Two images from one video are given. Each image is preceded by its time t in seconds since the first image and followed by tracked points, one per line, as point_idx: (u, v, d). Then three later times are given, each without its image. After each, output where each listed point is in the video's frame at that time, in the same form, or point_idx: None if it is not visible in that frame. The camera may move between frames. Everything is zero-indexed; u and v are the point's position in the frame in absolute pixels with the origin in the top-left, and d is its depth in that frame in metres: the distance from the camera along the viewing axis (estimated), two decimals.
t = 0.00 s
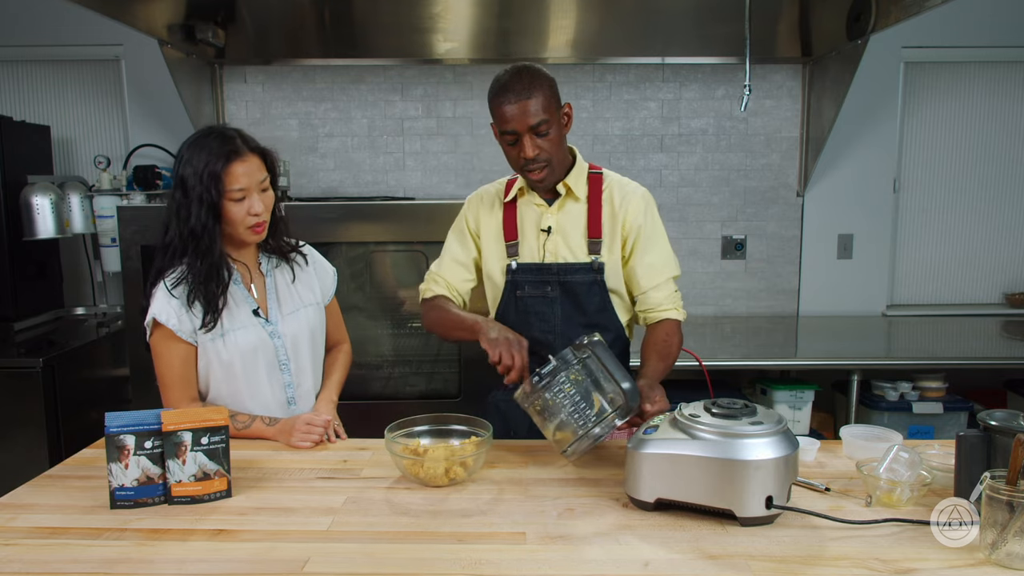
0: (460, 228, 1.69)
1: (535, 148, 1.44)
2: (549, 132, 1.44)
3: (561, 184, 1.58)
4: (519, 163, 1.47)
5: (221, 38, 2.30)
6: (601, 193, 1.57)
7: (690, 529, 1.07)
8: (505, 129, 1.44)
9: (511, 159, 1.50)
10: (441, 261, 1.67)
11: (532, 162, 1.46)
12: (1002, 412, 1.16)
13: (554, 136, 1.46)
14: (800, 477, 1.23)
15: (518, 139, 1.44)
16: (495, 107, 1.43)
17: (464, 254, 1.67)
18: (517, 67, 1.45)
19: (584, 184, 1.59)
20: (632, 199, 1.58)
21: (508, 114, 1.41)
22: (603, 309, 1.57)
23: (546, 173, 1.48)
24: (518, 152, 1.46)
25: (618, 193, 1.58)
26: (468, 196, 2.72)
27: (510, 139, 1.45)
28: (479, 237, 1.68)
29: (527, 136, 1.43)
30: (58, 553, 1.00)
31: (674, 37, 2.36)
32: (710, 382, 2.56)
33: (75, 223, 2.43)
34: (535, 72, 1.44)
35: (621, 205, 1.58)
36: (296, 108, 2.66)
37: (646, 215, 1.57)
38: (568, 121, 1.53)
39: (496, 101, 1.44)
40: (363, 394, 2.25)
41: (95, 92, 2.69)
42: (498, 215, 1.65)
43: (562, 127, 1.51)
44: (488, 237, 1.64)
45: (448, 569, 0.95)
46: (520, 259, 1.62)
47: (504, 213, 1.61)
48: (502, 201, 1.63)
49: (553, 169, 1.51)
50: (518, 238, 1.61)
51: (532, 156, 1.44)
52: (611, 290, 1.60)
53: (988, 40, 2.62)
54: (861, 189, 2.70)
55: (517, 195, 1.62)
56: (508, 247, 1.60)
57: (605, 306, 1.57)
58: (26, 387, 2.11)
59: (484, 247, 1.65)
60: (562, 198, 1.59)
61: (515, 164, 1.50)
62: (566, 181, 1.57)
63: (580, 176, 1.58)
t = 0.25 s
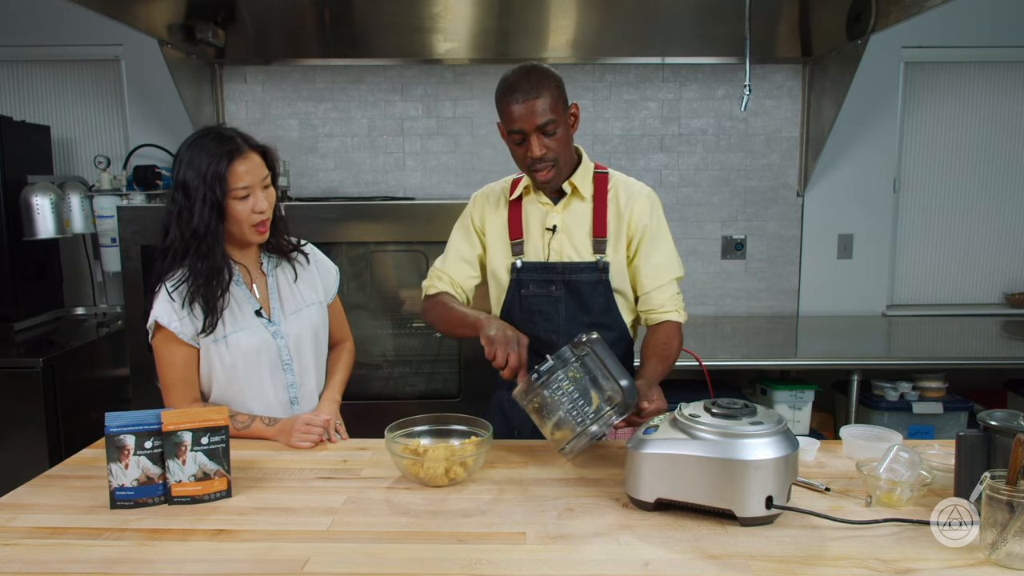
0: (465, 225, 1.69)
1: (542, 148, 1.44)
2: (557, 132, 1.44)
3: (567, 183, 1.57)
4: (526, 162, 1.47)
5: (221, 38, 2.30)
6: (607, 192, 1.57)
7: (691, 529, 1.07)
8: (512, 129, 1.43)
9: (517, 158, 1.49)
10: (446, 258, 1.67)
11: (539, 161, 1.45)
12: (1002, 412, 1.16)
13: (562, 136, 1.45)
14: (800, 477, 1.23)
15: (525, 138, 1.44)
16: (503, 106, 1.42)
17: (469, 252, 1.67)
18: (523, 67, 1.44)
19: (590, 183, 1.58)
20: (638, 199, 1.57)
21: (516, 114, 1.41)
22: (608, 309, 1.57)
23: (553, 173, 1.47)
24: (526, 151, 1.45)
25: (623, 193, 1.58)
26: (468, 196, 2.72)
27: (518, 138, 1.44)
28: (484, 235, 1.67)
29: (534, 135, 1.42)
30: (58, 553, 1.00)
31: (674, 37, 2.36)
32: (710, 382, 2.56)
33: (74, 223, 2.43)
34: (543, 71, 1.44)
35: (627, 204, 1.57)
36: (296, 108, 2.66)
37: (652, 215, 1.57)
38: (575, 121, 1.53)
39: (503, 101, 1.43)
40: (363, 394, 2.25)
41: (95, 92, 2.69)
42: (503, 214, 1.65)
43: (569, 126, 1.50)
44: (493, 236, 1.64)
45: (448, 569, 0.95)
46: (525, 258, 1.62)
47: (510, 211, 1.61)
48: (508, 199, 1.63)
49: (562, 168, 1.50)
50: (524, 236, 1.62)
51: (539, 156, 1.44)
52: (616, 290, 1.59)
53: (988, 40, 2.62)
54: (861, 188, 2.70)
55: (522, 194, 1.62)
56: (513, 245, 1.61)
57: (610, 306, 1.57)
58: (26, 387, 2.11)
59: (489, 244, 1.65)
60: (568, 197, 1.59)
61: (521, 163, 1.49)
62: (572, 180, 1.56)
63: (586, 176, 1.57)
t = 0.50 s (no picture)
0: (471, 218, 1.69)
1: (550, 146, 1.43)
2: (565, 131, 1.43)
3: (574, 182, 1.58)
4: (533, 160, 1.46)
5: (221, 38, 2.30)
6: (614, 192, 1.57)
7: (690, 529, 1.07)
8: (520, 127, 1.43)
9: (524, 157, 1.49)
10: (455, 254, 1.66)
11: (546, 160, 1.45)
12: (1002, 412, 1.16)
13: (569, 135, 1.45)
14: (800, 477, 1.23)
15: (533, 136, 1.43)
16: (512, 104, 1.42)
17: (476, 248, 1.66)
18: (532, 67, 1.44)
19: (597, 183, 1.59)
20: (644, 201, 1.57)
21: (524, 112, 1.41)
22: (610, 309, 1.57)
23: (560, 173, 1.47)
24: (533, 150, 1.45)
25: (629, 193, 1.58)
26: (468, 196, 2.72)
27: (526, 136, 1.44)
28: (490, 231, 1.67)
29: (542, 134, 1.42)
30: (58, 553, 1.00)
31: (674, 37, 2.36)
32: (710, 382, 2.56)
33: (74, 223, 2.43)
34: (552, 70, 1.44)
35: (632, 205, 1.57)
36: (296, 108, 2.66)
37: (657, 217, 1.56)
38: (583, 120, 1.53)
39: (512, 100, 1.43)
40: (363, 394, 2.25)
41: (95, 92, 2.69)
42: (510, 211, 1.65)
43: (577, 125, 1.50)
44: (498, 230, 1.65)
45: (449, 569, 0.95)
46: (529, 254, 1.62)
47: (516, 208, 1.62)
48: (514, 195, 1.64)
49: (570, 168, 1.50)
50: (529, 232, 1.62)
51: (547, 154, 1.43)
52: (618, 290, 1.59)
53: (988, 40, 2.62)
54: (861, 188, 2.70)
55: (529, 190, 1.62)
56: (517, 241, 1.61)
57: (612, 305, 1.57)
58: (26, 387, 2.11)
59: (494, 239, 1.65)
60: (575, 195, 1.59)
61: (529, 162, 1.49)
62: (579, 179, 1.57)
63: (593, 176, 1.58)
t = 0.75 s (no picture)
0: (476, 219, 1.70)
1: (557, 152, 1.42)
2: (571, 136, 1.43)
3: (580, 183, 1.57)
4: (540, 165, 1.46)
5: (221, 38, 2.30)
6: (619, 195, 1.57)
7: (690, 529, 1.07)
8: (526, 132, 1.42)
9: (532, 161, 1.48)
10: (456, 251, 1.70)
11: (553, 165, 1.44)
12: (1002, 412, 1.16)
13: (576, 139, 1.44)
14: (800, 477, 1.23)
15: (539, 142, 1.43)
16: (517, 110, 1.41)
17: (477, 245, 1.70)
18: (537, 70, 1.42)
19: (603, 185, 1.58)
20: (649, 206, 1.56)
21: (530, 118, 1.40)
22: (611, 310, 1.56)
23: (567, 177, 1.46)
24: (540, 155, 1.44)
25: (635, 197, 1.57)
26: (468, 196, 2.72)
27: (532, 142, 1.43)
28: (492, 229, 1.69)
29: (548, 139, 1.41)
30: (58, 553, 1.00)
31: (674, 37, 2.36)
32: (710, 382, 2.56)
33: (74, 223, 2.43)
34: (558, 73, 1.42)
35: (638, 209, 1.57)
36: (296, 108, 2.66)
37: (661, 221, 1.56)
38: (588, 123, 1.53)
39: (518, 106, 1.42)
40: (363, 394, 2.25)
41: (95, 92, 2.69)
42: (515, 210, 1.65)
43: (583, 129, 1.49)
44: (503, 229, 1.64)
45: (449, 569, 0.95)
46: (533, 253, 1.62)
47: (522, 207, 1.61)
48: (520, 194, 1.63)
49: (576, 169, 1.49)
50: (533, 232, 1.62)
51: (554, 160, 1.43)
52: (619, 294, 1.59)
53: (988, 40, 2.62)
54: (861, 188, 2.70)
55: (535, 189, 1.62)
56: (521, 239, 1.61)
57: (612, 306, 1.56)
58: (26, 387, 2.11)
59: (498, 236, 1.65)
60: (580, 197, 1.59)
61: (535, 165, 1.48)
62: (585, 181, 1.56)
63: (599, 177, 1.57)
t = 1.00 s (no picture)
0: (477, 225, 1.69)
1: (556, 154, 1.42)
2: (570, 137, 1.42)
3: (579, 185, 1.57)
4: (540, 168, 1.45)
5: (221, 38, 2.30)
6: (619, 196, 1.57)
7: (690, 529, 1.07)
8: (525, 135, 1.42)
9: (531, 164, 1.48)
10: (462, 261, 1.69)
11: (553, 167, 1.43)
12: (1002, 412, 1.16)
13: (574, 141, 1.44)
14: (800, 477, 1.23)
15: (538, 145, 1.43)
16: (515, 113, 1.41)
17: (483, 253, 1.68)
18: (535, 71, 1.43)
19: (602, 186, 1.58)
20: (651, 205, 1.57)
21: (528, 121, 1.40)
22: (612, 311, 1.57)
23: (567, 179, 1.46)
24: (539, 157, 1.44)
25: (636, 197, 1.58)
26: (468, 196, 2.72)
27: (531, 145, 1.43)
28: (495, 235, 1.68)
29: (547, 142, 1.41)
30: (58, 553, 1.00)
31: (674, 37, 2.36)
32: (710, 382, 2.56)
33: (74, 223, 2.43)
34: (555, 74, 1.42)
35: (639, 209, 1.57)
36: (296, 108, 2.66)
37: (664, 219, 1.57)
38: (586, 122, 1.52)
39: (515, 108, 1.42)
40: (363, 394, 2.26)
41: (94, 92, 2.69)
42: (515, 213, 1.64)
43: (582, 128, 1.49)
44: (503, 234, 1.64)
45: (449, 569, 0.95)
46: (533, 256, 1.62)
47: (521, 209, 1.61)
48: (519, 197, 1.63)
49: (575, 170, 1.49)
50: (533, 234, 1.62)
51: (552, 162, 1.42)
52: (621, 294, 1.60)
53: (988, 40, 2.62)
54: (862, 188, 2.70)
55: (534, 191, 1.62)
56: (521, 242, 1.61)
57: (614, 307, 1.57)
58: (26, 387, 2.11)
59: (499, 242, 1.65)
60: (579, 199, 1.59)
61: (535, 168, 1.48)
62: (585, 182, 1.56)
63: (598, 178, 1.57)
